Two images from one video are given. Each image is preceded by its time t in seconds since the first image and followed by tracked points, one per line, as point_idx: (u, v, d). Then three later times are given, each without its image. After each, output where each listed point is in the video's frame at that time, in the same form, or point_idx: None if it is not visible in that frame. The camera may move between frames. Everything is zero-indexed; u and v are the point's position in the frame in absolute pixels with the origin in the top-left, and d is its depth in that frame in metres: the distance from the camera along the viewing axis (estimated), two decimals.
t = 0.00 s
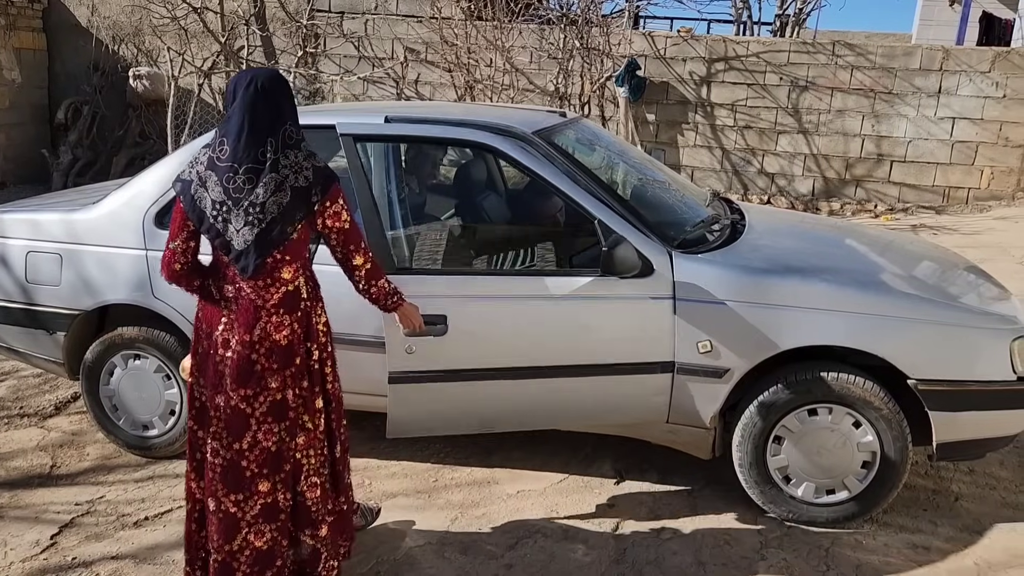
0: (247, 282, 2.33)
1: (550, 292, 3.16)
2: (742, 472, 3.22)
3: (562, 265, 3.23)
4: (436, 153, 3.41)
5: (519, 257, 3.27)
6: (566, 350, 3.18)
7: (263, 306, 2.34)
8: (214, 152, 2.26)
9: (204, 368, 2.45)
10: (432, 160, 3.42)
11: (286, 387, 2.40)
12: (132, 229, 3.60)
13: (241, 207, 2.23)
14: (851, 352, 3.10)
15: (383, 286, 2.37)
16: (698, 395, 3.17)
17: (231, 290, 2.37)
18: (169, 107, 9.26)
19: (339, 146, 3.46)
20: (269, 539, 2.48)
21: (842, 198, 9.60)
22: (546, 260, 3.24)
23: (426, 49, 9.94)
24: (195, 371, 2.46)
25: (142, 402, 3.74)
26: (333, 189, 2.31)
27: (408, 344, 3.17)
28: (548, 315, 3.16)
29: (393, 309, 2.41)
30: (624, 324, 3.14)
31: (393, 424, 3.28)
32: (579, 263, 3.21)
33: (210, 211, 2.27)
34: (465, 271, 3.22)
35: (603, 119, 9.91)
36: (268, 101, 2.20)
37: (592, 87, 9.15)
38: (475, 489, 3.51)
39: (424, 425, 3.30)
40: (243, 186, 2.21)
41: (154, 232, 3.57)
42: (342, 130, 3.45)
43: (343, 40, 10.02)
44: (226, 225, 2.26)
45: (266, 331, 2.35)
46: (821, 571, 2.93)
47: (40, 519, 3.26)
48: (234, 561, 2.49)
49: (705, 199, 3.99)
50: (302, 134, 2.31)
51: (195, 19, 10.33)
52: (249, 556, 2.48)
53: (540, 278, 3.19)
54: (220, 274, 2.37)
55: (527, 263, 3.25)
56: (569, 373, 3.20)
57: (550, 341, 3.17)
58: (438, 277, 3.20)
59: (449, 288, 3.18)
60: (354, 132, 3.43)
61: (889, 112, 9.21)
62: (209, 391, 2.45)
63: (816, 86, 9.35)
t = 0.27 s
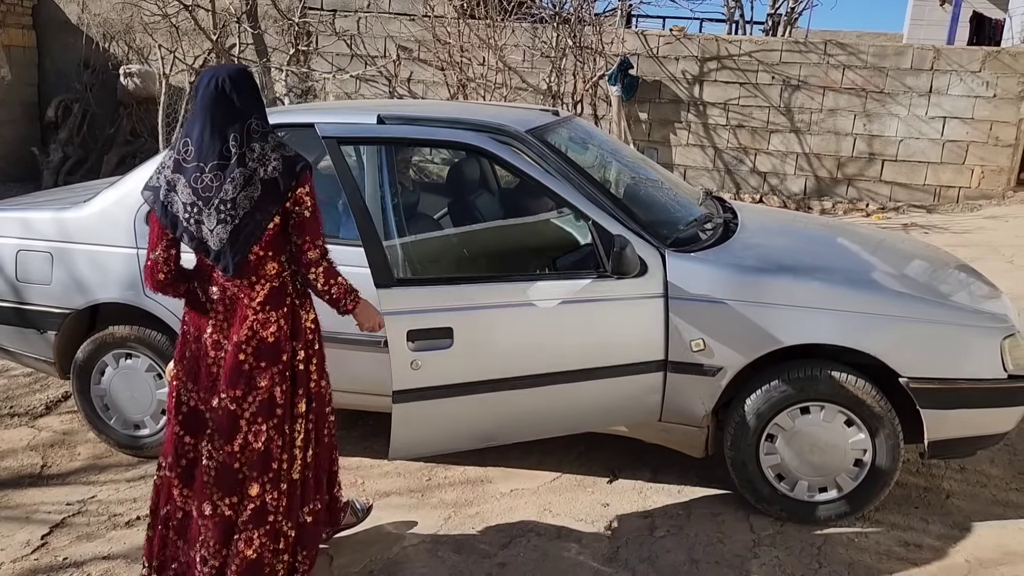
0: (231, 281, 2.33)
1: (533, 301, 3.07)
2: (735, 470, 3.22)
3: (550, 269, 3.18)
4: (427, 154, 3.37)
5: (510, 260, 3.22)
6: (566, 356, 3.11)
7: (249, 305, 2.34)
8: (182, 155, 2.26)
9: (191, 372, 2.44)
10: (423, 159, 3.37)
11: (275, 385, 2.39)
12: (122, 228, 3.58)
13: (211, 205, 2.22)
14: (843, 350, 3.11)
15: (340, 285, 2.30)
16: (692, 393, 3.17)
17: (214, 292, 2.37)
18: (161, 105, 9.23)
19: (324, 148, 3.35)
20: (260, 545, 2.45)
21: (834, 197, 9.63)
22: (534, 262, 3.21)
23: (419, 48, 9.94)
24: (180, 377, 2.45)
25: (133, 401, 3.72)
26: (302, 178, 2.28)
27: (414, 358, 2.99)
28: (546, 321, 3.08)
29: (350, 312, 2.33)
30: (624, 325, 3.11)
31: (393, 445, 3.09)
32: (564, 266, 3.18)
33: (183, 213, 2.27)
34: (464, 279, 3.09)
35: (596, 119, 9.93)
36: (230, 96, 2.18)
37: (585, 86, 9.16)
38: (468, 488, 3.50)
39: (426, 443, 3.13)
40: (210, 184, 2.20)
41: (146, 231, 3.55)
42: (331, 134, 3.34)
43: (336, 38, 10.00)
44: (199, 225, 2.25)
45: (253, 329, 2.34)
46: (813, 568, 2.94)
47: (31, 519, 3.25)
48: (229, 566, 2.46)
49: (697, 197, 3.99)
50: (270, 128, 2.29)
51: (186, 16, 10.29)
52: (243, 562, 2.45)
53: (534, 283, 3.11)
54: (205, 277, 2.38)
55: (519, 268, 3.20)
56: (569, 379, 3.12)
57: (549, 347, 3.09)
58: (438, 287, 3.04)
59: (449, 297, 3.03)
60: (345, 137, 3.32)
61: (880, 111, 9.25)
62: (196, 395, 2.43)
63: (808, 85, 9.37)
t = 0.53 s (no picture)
0: (224, 282, 2.32)
1: (525, 304, 3.01)
2: (732, 469, 3.22)
3: (544, 270, 3.15)
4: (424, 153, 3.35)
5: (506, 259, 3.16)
6: (567, 358, 3.06)
7: (244, 305, 2.33)
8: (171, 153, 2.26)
9: (192, 375, 2.43)
10: (420, 158, 3.36)
11: (276, 385, 2.37)
12: (118, 227, 3.57)
13: (199, 202, 2.21)
14: (840, 349, 3.11)
15: (331, 274, 2.27)
16: (690, 392, 3.17)
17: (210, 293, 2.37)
18: (156, 104, 9.21)
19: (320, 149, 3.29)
20: (277, 546, 2.43)
21: (831, 196, 9.64)
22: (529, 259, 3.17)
23: (416, 46, 9.94)
24: (182, 379, 2.44)
25: (129, 400, 3.71)
26: (291, 176, 2.24)
27: (417, 362, 2.89)
28: (547, 323, 3.03)
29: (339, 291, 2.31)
30: (623, 324, 3.09)
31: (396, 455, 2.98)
32: (558, 266, 3.15)
33: (173, 212, 2.27)
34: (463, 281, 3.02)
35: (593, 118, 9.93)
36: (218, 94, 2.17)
37: (582, 85, 9.16)
38: (465, 487, 3.50)
39: (430, 449, 3.03)
40: (198, 181, 2.20)
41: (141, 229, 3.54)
42: (324, 134, 3.21)
43: (332, 37, 9.99)
44: (188, 222, 2.24)
45: (251, 329, 2.34)
46: (810, 567, 2.94)
47: (26, 519, 3.24)
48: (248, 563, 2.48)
49: (694, 197, 3.98)
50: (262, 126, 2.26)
51: (182, 15, 10.27)
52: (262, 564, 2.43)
53: (532, 284, 3.04)
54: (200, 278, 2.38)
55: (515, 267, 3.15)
56: (571, 381, 3.08)
57: (551, 349, 3.04)
58: (439, 289, 2.95)
59: (450, 300, 2.95)
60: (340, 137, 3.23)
61: (877, 110, 9.25)
62: (199, 397, 2.42)
63: (804, 84, 9.38)
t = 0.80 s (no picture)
0: (232, 277, 2.32)
1: (524, 303, 3.01)
2: (733, 467, 3.22)
3: (543, 267, 3.14)
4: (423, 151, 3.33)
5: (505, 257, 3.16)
6: (567, 356, 3.06)
7: (251, 300, 2.33)
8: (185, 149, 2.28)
9: (200, 369, 2.44)
10: (419, 156, 3.34)
11: (285, 379, 2.38)
12: (116, 226, 3.57)
13: (208, 197, 2.22)
14: (840, 346, 3.11)
15: (340, 268, 2.32)
16: (690, 390, 3.17)
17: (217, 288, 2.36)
18: (155, 103, 9.18)
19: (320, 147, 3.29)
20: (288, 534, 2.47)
21: (829, 194, 9.65)
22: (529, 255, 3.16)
23: (414, 45, 9.93)
24: (191, 373, 2.45)
25: (129, 400, 3.71)
26: (295, 177, 2.23)
27: (418, 361, 2.89)
28: (546, 321, 3.03)
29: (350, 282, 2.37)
30: (624, 322, 3.09)
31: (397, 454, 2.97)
32: (558, 264, 3.14)
33: (183, 206, 2.28)
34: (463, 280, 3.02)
35: (591, 116, 9.93)
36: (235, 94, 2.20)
37: (580, 83, 9.16)
38: (465, 486, 3.50)
39: (431, 447, 3.03)
40: (207, 175, 2.21)
41: (140, 229, 3.54)
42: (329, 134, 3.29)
43: (330, 35, 9.98)
44: (197, 217, 2.26)
45: (259, 324, 2.34)
46: (811, 564, 2.94)
47: (26, 519, 3.23)
48: (255, 557, 2.46)
49: (693, 194, 3.98)
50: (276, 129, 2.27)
51: (179, 14, 10.25)
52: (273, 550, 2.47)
53: (531, 283, 3.04)
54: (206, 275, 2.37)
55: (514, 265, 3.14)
56: (571, 379, 3.08)
57: (551, 348, 3.04)
58: (440, 287, 2.96)
59: (450, 298, 2.95)
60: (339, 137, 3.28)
61: (875, 108, 9.25)
62: (206, 391, 2.43)
63: (803, 81, 9.38)
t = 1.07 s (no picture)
0: (239, 270, 2.33)
1: (523, 300, 2.99)
2: (735, 464, 3.22)
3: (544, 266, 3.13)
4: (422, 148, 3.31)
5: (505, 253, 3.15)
6: (570, 354, 3.05)
7: (257, 294, 2.33)
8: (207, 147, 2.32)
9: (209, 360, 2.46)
10: (417, 154, 3.32)
11: (288, 374, 2.37)
12: (115, 225, 3.55)
13: (219, 192, 2.24)
14: (841, 342, 3.10)
15: (338, 265, 2.25)
16: (690, 387, 3.16)
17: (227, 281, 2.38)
18: (152, 103, 9.17)
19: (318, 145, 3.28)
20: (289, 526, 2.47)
21: (829, 190, 9.64)
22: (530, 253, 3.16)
23: (412, 43, 9.92)
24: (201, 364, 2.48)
25: (129, 400, 3.70)
26: (299, 172, 2.20)
27: (421, 361, 2.86)
28: (549, 320, 3.01)
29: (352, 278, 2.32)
30: (625, 319, 3.07)
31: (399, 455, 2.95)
32: (557, 262, 3.14)
33: (200, 202, 2.31)
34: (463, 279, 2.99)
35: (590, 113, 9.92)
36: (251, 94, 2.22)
37: (578, 80, 9.15)
38: (466, 484, 3.49)
39: (436, 447, 3.02)
40: (219, 171, 2.23)
41: (139, 228, 3.52)
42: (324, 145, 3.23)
43: (328, 34, 9.96)
44: (211, 213, 2.28)
45: (264, 317, 2.34)
46: (813, 561, 2.93)
47: (26, 520, 3.22)
48: (256, 551, 2.47)
49: (693, 191, 3.97)
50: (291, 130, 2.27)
51: (177, 13, 10.23)
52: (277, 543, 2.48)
53: (533, 281, 3.01)
54: (216, 269, 2.38)
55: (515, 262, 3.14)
56: (574, 377, 3.07)
57: (554, 346, 3.03)
58: (442, 286, 2.93)
59: (451, 297, 2.92)
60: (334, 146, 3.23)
61: (874, 104, 9.24)
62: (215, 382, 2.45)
63: (802, 78, 9.37)
